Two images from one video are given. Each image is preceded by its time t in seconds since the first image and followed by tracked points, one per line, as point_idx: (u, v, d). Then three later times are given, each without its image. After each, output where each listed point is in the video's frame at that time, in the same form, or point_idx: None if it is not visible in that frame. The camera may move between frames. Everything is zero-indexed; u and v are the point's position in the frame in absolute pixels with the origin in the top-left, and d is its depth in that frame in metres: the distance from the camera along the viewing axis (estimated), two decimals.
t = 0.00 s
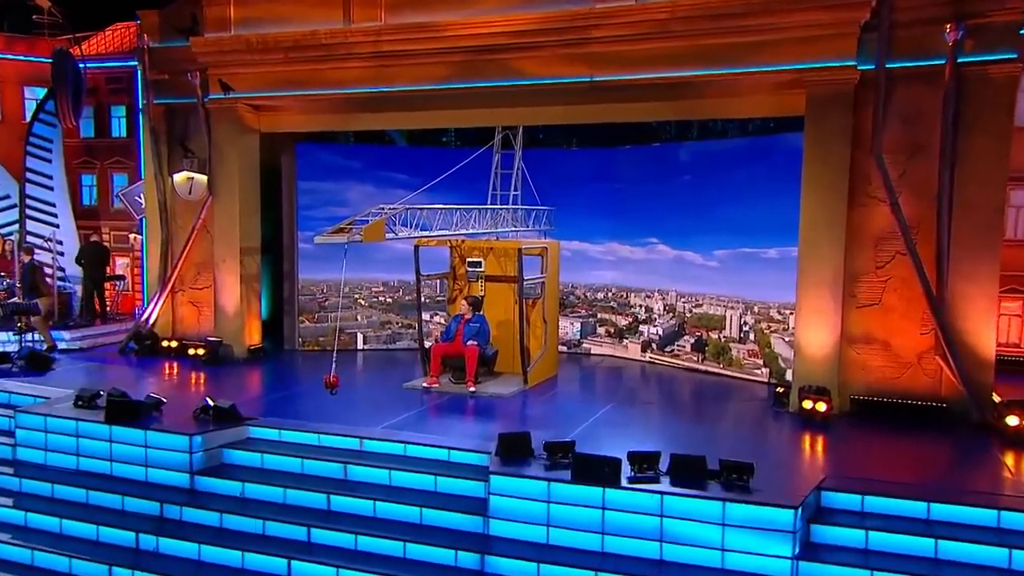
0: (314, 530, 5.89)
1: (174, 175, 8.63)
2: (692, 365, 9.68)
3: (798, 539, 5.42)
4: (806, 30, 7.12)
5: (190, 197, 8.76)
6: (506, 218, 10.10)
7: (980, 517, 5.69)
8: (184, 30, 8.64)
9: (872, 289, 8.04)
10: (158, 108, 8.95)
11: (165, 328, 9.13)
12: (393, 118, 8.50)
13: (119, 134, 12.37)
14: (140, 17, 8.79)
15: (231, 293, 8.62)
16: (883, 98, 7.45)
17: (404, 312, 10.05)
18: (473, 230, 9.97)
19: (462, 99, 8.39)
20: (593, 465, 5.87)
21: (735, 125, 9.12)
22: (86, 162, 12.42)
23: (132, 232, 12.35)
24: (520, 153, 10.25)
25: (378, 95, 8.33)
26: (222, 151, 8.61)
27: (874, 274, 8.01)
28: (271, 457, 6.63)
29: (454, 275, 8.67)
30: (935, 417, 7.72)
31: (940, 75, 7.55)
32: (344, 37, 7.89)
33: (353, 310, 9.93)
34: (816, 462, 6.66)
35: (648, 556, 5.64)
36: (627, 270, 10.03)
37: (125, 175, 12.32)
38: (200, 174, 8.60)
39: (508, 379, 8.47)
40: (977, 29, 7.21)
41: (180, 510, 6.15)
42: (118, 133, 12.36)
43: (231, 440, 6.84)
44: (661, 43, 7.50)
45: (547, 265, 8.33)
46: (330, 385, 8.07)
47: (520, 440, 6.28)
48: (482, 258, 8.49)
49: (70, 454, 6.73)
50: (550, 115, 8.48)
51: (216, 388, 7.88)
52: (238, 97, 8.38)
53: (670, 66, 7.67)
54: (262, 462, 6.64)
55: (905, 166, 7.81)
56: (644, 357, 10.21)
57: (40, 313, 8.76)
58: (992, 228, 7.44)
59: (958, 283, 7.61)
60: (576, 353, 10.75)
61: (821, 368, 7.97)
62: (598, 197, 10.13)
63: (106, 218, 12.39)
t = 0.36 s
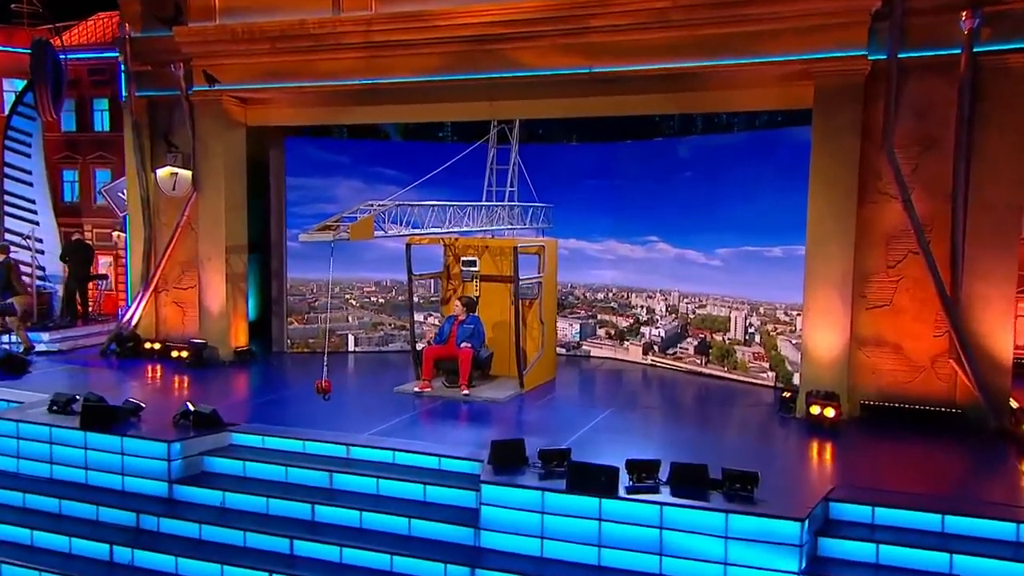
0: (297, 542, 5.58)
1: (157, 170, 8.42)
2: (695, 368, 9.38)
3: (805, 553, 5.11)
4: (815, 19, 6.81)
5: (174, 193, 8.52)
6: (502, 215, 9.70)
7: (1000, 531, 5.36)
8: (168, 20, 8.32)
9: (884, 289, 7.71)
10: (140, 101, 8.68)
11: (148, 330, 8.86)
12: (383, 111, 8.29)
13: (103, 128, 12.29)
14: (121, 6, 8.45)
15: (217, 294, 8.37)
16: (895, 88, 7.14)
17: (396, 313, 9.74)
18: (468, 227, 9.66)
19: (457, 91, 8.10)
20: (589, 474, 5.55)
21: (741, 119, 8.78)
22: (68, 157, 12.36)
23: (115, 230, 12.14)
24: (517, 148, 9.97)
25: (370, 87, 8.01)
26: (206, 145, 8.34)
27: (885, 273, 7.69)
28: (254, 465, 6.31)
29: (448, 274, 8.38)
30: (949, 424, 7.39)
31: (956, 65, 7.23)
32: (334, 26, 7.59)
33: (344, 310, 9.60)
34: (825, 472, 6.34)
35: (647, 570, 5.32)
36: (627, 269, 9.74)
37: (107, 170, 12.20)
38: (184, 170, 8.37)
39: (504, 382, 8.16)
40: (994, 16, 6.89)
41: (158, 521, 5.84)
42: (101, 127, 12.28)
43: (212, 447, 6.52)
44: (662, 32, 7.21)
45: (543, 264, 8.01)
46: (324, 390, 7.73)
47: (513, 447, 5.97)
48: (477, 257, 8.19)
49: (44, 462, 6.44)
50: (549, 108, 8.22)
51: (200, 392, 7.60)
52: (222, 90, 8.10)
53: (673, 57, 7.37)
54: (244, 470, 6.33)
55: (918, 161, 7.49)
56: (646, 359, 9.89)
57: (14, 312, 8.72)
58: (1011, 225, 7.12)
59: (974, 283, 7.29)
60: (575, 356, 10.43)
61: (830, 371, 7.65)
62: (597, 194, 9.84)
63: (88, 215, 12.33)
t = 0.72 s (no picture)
0: (280, 556, 5.29)
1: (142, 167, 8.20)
2: (701, 372, 9.06)
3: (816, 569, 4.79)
4: (825, 9, 6.54)
5: (161, 190, 8.31)
6: (501, 214, 9.54)
7: None
8: (153, 11, 8.04)
9: (898, 290, 7.40)
10: (125, 95, 8.43)
11: (133, 332, 8.67)
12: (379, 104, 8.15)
13: (87, 122, 12.04)
14: None
15: (204, 296, 8.14)
16: (910, 80, 6.83)
17: (390, 315, 9.52)
18: (465, 226, 9.52)
19: (451, 84, 7.99)
20: (586, 485, 5.25)
21: (750, 113, 8.45)
22: (52, 153, 12.05)
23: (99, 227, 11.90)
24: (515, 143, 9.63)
25: (361, 80, 7.88)
26: (192, 140, 8.12)
27: (899, 274, 7.38)
28: (238, 475, 6.01)
29: (444, 274, 8.14)
30: (966, 432, 7.09)
31: (975, 55, 6.94)
32: (325, 17, 7.29)
33: (338, 312, 9.34)
34: (836, 482, 6.02)
35: None
36: (630, 269, 9.46)
37: (93, 167, 11.95)
38: (170, 167, 8.17)
39: (502, 387, 7.88)
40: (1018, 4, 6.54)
41: (137, 533, 5.56)
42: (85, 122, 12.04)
43: (194, 455, 6.22)
44: (666, 23, 6.94)
45: (543, 264, 7.77)
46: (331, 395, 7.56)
47: (508, 456, 5.66)
48: (474, 257, 7.95)
49: (19, 470, 6.19)
50: (551, 103, 8.03)
51: (186, 398, 7.33)
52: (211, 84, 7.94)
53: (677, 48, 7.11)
54: (228, 479, 6.04)
55: (934, 156, 7.17)
56: (650, 363, 9.59)
57: None
58: None
59: (992, 284, 6.99)
60: (577, 359, 10.13)
61: (841, 375, 7.34)
62: (598, 192, 9.59)
63: (72, 212, 11.94)
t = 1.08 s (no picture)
0: (265, 571, 5.01)
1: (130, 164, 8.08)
2: (708, 377, 8.75)
3: None
4: None
5: (149, 187, 8.16)
6: (500, 212, 9.28)
7: None
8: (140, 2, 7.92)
9: (913, 293, 7.09)
10: (112, 88, 8.31)
11: (119, 336, 8.53)
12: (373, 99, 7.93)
13: (74, 118, 11.79)
14: None
15: (193, 297, 8.03)
16: (927, 72, 6.52)
17: (386, 317, 9.21)
18: (463, 225, 9.23)
19: (447, 79, 7.73)
20: (584, 497, 4.96)
21: (760, 107, 8.15)
22: (38, 149, 11.87)
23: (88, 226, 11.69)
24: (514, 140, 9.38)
25: (355, 74, 7.64)
26: (180, 136, 8.01)
27: (915, 275, 7.07)
28: (223, 485, 5.74)
29: (440, 274, 7.89)
30: (984, 441, 6.80)
31: (994, 46, 6.63)
32: (317, 8, 7.16)
33: (332, 314, 9.09)
34: (848, 493, 5.73)
35: None
36: (635, 270, 9.18)
37: (80, 163, 11.77)
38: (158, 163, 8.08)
39: (501, 392, 7.63)
40: None
41: (116, 546, 5.30)
42: (72, 117, 11.79)
43: (178, 464, 5.96)
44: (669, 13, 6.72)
45: (543, 264, 7.52)
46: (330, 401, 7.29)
47: (505, 466, 5.36)
48: (472, 257, 7.67)
49: None
50: (553, 97, 7.73)
51: (173, 403, 7.12)
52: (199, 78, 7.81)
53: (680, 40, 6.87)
54: (213, 489, 5.77)
55: (952, 152, 6.86)
56: (655, 367, 9.30)
57: None
58: None
59: (1012, 286, 6.69)
60: (580, 363, 9.83)
61: (854, 381, 7.03)
62: (600, 190, 9.30)
63: (59, 211, 11.80)
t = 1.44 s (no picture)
0: None
1: (121, 161, 8.00)
2: (718, 382, 8.49)
3: None
4: None
5: (139, 186, 8.05)
6: (501, 212, 8.90)
7: None
8: None
9: (933, 297, 6.78)
10: (101, 83, 8.13)
11: (109, 338, 8.36)
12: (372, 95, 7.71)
13: (64, 114, 11.61)
14: None
15: (185, 297, 7.86)
16: (947, 64, 6.22)
17: (385, 320, 9.03)
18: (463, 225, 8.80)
19: (447, 72, 7.57)
20: (585, 512, 4.70)
21: (773, 102, 7.88)
22: (27, 146, 11.72)
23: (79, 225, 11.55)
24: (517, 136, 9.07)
25: (352, 68, 7.45)
26: (172, 132, 7.82)
27: (934, 278, 6.76)
28: (211, 496, 5.50)
29: (440, 275, 7.66)
30: (1006, 453, 6.51)
31: (1019, 38, 6.33)
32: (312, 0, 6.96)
33: (329, 317, 8.91)
34: (863, 506, 5.44)
35: None
36: (643, 270, 8.91)
37: (71, 161, 11.61)
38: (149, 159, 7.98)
39: (503, 399, 7.40)
40: None
41: (98, 560, 5.05)
42: (62, 113, 11.61)
43: (166, 473, 5.71)
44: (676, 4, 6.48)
45: (546, 266, 7.28)
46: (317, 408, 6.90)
47: (503, 477, 5.10)
48: (473, 259, 7.42)
49: None
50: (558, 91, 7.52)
51: (165, 407, 6.94)
52: (190, 72, 7.64)
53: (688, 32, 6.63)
54: (200, 501, 5.52)
55: (974, 150, 6.55)
56: (663, 372, 9.01)
57: None
58: None
59: None
60: (585, 367, 9.52)
61: (870, 388, 6.74)
62: (606, 189, 9.04)
63: (50, 209, 11.68)
